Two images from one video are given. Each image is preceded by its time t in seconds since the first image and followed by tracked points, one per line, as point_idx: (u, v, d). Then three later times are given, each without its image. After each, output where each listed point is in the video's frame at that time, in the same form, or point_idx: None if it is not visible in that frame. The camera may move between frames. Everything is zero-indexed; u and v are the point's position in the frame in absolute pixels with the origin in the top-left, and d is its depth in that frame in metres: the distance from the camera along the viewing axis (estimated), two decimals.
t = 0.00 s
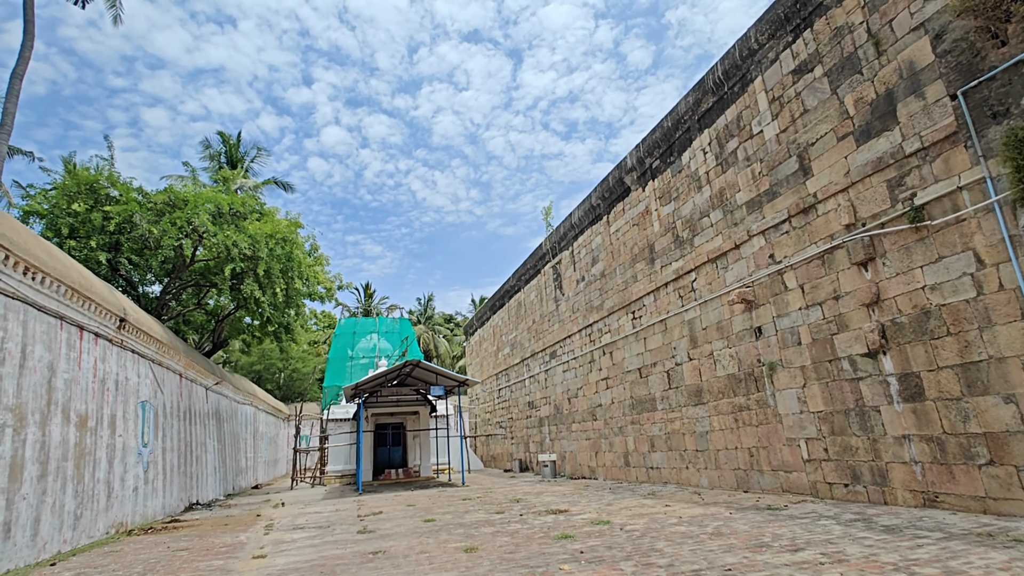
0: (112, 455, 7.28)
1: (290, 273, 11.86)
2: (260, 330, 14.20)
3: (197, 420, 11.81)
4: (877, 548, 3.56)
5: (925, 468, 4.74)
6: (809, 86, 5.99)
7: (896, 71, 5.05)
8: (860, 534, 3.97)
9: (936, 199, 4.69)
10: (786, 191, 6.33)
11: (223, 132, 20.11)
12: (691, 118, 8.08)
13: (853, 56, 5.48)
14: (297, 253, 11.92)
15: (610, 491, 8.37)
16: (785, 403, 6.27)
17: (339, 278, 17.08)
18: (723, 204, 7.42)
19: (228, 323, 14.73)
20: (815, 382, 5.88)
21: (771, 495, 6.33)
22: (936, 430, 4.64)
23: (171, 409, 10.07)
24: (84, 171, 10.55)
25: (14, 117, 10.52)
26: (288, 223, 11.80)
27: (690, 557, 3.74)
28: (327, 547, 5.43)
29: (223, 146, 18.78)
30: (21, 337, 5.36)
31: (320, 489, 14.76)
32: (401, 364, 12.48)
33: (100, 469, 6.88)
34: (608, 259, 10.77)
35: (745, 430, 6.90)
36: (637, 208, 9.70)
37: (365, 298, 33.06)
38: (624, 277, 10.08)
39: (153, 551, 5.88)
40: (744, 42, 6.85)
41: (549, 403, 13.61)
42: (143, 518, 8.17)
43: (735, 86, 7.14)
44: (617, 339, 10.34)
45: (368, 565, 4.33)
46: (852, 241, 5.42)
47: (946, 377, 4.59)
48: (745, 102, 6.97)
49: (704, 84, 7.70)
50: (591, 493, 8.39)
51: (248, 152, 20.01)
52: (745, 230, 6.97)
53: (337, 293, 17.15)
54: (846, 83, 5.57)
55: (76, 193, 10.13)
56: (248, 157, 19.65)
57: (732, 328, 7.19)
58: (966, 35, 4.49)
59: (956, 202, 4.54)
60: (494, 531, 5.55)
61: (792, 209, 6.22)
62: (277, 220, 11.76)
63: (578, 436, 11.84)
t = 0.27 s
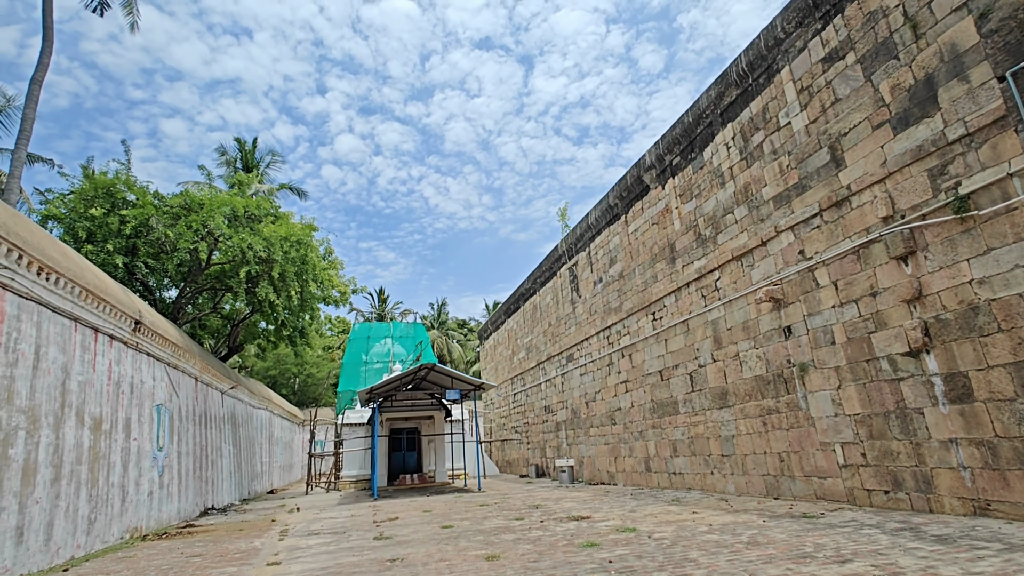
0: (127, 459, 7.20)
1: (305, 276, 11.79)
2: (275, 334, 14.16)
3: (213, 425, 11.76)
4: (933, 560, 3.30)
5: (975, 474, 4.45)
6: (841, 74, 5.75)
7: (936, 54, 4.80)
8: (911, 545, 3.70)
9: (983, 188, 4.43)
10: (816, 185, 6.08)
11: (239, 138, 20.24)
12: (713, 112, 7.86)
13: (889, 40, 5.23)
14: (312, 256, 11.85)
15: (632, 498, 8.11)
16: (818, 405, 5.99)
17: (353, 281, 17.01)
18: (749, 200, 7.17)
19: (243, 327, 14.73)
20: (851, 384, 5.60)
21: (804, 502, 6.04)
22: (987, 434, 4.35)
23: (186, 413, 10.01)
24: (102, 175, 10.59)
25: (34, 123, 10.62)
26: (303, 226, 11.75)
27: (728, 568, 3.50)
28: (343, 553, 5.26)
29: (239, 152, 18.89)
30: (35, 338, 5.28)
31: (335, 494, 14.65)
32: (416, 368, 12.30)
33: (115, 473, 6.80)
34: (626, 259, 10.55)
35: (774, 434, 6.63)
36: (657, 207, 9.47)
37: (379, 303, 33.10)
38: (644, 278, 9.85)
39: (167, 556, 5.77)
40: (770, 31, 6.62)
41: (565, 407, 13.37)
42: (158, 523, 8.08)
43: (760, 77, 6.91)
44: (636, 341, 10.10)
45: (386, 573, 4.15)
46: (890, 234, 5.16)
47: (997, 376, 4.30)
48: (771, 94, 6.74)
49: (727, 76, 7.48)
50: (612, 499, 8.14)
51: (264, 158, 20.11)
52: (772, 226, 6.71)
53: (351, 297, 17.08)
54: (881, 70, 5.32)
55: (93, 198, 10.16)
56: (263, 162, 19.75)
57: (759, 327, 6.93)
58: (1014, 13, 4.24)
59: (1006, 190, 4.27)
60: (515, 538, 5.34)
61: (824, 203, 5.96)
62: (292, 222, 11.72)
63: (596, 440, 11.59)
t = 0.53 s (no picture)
0: (143, 461, 7.14)
1: (319, 276, 11.69)
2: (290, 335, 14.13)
3: (229, 426, 11.73)
4: (996, 572, 3.06)
5: None
6: (875, 58, 5.49)
7: (981, 33, 4.54)
8: (967, 555, 3.45)
9: None
10: (849, 174, 5.81)
11: (253, 141, 20.32)
12: (736, 102, 7.61)
13: (928, 20, 4.98)
14: (326, 256, 11.78)
15: (655, 501, 7.88)
16: (853, 405, 5.72)
17: (368, 282, 16.95)
18: (775, 192, 6.92)
19: (259, 328, 14.72)
20: (889, 382, 5.33)
21: (838, 506, 5.78)
22: None
23: (202, 414, 9.97)
24: (118, 177, 10.61)
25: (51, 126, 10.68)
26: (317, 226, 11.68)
27: None
28: (361, 559, 5.11)
29: (253, 154, 18.96)
30: (49, 338, 5.21)
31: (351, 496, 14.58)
32: (431, 368, 12.14)
33: (131, 475, 6.74)
34: (645, 256, 10.32)
35: (805, 435, 6.36)
36: (676, 202, 9.23)
37: (392, 304, 33.11)
38: (663, 275, 9.61)
39: (184, 560, 5.67)
40: (797, 16, 6.37)
41: (583, 407, 13.16)
42: (175, 525, 8.03)
43: (786, 65, 6.66)
44: (656, 339, 9.86)
45: None
46: (931, 224, 4.89)
47: None
48: (799, 81, 6.49)
49: (751, 65, 7.23)
50: (635, 502, 7.92)
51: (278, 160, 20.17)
52: (800, 219, 6.45)
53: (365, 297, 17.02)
54: (919, 52, 5.06)
55: (110, 200, 10.17)
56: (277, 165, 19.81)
57: (788, 324, 6.66)
58: None
59: None
60: (538, 544, 5.15)
61: (857, 193, 5.70)
62: (306, 223, 11.66)
63: (615, 441, 11.37)
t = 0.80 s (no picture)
0: (151, 462, 7.02)
1: (328, 275, 11.57)
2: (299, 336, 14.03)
3: (238, 427, 11.62)
4: None
5: None
6: (904, 40, 5.26)
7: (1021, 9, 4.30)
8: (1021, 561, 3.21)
9: None
10: (877, 162, 5.58)
11: (262, 142, 20.30)
12: (754, 92, 7.38)
13: None
14: (335, 255, 11.66)
15: (672, 503, 7.64)
16: (883, 403, 5.48)
17: (377, 282, 16.83)
18: (797, 184, 6.68)
19: (268, 329, 14.64)
20: (922, 379, 5.08)
21: (868, 509, 5.53)
22: None
23: (211, 415, 9.86)
24: (127, 177, 10.55)
25: (60, 126, 10.66)
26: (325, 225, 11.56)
27: None
28: (372, 563, 4.94)
29: (262, 155, 18.93)
30: (53, 336, 5.09)
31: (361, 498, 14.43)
32: (442, 368, 11.95)
33: (138, 476, 6.62)
34: (659, 253, 10.10)
35: (831, 435, 6.11)
36: (692, 196, 9.01)
37: (401, 306, 33.02)
38: (678, 271, 9.38)
39: (191, 564, 5.52)
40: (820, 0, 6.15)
41: (595, 408, 12.93)
42: (183, 528, 7.90)
43: (808, 51, 6.43)
44: (671, 338, 9.63)
45: None
46: (968, 212, 4.65)
47: None
48: (822, 68, 6.26)
49: (771, 53, 7.00)
50: (652, 504, 7.69)
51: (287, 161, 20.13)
52: (824, 210, 6.22)
53: (374, 298, 16.90)
54: (952, 32, 4.83)
55: (118, 200, 10.11)
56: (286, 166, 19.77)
57: (811, 320, 6.42)
58: None
59: None
60: (555, 547, 4.95)
61: (886, 182, 5.46)
62: (315, 222, 11.55)
63: (629, 443, 11.14)
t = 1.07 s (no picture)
0: (148, 466, 6.81)
1: (331, 275, 11.35)
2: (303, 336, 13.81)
3: (240, 430, 11.41)
4: None
5: None
6: (933, 23, 5.02)
7: None
8: None
9: None
10: (903, 151, 5.33)
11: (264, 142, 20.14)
12: (770, 82, 7.14)
13: None
14: (338, 254, 11.45)
15: (686, 508, 7.40)
16: (912, 404, 5.22)
17: (380, 283, 16.61)
18: (816, 176, 6.43)
19: (271, 331, 14.45)
20: (955, 378, 4.83)
21: (896, 515, 5.28)
22: None
23: (212, 418, 9.66)
24: (127, 175, 10.36)
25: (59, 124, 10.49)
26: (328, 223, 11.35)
27: None
28: (377, 572, 4.70)
29: (264, 155, 18.76)
30: (44, 336, 4.89)
31: (365, 502, 14.21)
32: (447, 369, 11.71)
33: (135, 481, 6.42)
34: (670, 250, 9.85)
35: (855, 437, 5.86)
36: (704, 192, 8.77)
37: (405, 307, 32.84)
38: (690, 269, 9.14)
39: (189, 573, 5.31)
40: None
41: (603, 410, 12.68)
42: (182, 534, 7.68)
43: (828, 38, 6.19)
44: (683, 337, 9.39)
45: None
46: (1004, 201, 4.40)
47: None
48: (842, 55, 6.02)
49: (788, 41, 6.76)
50: (665, 508, 7.44)
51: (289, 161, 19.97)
52: (846, 203, 5.97)
53: (378, 299, 16.69)
54: (985, 12, 4.59)
55: (117, 198, 9.92)
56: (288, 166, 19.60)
57: (833, 317, 6.17)
58: None
59: None
60: (569, 556, 4.70)
61: (914, 172, 5.22)
62: (317, 220, 11.34)
63: (638, 445, 10.90)
